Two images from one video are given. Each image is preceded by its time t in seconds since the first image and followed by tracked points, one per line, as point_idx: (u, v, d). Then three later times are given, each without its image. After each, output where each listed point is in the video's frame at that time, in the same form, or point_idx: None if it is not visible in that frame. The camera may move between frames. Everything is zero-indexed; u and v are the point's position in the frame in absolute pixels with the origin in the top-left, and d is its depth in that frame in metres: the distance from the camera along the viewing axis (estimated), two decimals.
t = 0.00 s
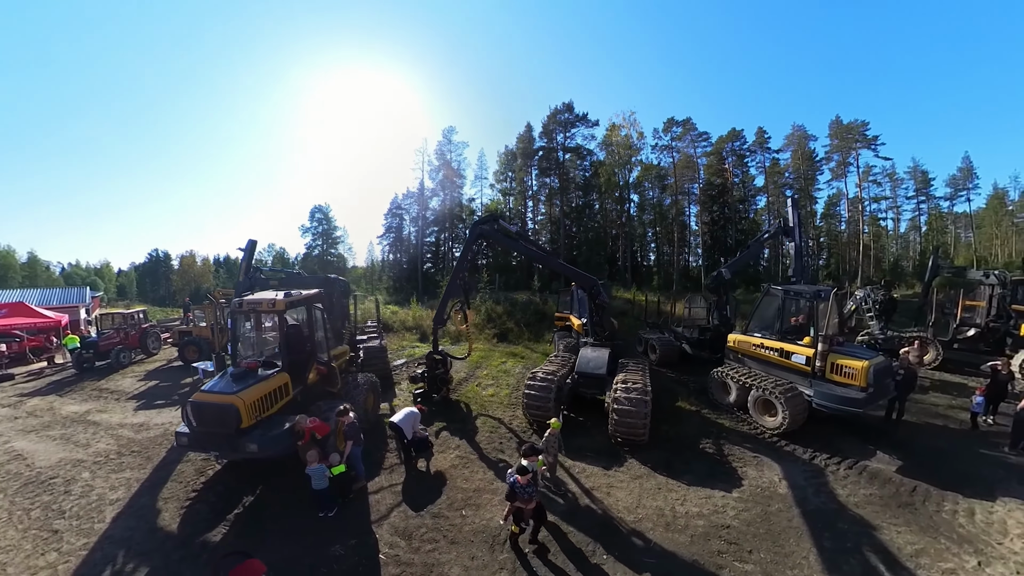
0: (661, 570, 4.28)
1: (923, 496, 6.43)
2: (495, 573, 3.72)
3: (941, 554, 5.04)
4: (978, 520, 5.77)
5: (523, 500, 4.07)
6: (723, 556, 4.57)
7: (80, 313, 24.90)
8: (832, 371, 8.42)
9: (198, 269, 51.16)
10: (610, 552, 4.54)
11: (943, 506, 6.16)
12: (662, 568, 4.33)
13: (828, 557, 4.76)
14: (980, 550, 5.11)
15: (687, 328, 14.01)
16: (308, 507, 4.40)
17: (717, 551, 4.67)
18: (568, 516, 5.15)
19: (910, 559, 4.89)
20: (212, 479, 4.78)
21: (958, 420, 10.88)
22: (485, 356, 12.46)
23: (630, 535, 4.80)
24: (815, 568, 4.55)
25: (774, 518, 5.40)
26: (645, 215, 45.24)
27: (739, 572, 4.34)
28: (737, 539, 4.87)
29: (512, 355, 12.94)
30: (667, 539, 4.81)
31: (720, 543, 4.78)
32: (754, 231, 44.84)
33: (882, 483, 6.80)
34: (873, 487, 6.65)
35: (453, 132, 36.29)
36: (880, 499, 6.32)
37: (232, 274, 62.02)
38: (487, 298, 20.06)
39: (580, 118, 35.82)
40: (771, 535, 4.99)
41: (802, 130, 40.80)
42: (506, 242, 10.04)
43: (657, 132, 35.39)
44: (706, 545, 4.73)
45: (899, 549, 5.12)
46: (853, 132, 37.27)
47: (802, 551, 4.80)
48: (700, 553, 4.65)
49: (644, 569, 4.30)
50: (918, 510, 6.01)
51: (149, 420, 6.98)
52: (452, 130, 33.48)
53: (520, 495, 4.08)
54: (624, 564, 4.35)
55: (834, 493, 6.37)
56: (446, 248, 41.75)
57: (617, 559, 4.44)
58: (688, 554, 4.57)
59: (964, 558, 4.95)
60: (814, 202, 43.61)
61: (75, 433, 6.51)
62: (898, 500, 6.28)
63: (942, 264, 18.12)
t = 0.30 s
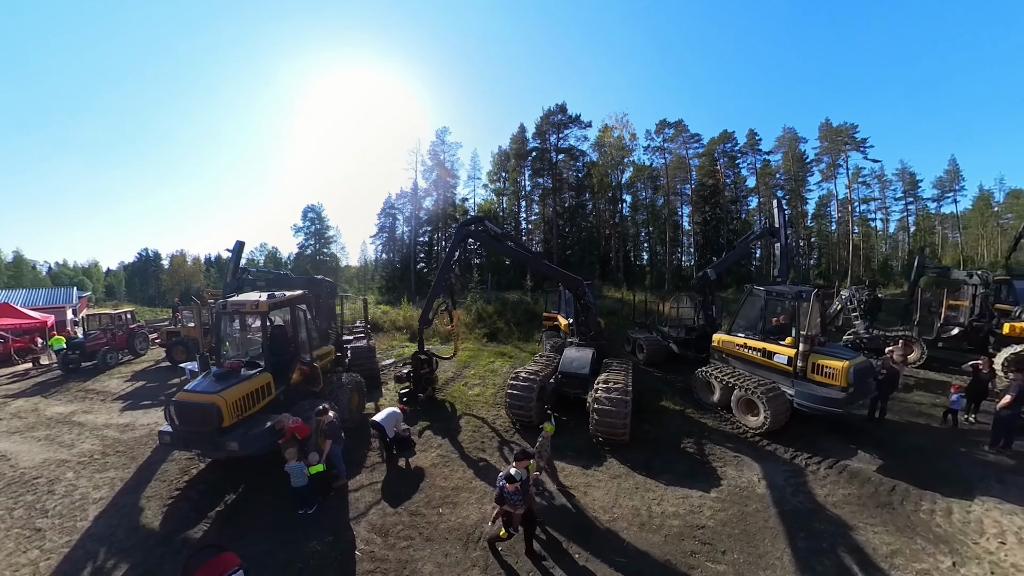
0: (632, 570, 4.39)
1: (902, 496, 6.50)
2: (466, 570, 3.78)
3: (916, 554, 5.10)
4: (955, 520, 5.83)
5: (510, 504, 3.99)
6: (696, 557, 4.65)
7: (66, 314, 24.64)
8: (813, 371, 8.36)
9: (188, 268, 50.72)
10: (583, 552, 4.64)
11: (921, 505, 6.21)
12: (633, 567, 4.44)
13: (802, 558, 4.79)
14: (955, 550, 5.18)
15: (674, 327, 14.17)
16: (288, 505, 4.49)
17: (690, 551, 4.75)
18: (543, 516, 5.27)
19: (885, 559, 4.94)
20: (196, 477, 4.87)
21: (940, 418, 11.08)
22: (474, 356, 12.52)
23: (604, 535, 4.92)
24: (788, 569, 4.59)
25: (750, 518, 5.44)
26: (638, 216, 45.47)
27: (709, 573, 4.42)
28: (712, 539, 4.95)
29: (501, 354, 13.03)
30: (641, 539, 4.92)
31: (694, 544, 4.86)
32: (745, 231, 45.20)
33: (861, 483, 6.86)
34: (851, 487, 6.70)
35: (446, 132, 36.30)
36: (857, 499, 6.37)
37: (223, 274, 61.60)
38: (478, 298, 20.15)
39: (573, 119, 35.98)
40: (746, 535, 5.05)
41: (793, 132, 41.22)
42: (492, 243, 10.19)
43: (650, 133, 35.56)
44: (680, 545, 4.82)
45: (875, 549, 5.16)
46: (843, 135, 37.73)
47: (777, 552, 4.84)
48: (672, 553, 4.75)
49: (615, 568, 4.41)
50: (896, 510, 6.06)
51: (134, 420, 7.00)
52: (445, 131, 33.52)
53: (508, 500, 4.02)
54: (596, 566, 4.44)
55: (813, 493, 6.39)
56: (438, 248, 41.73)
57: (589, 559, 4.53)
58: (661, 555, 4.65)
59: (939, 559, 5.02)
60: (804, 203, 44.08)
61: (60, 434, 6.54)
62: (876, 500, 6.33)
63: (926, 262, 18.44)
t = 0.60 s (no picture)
0: (602, 568, 4.50)
1: (880, 496, 6.60)
2: (437, 566, 3.85)
3: (890, 554, 5.18)
4: (930, 520, 5.95)
5: (498, 502, 3.97)
6: (667, 557, 4.75)
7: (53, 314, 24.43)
8: (793, 370, 8.51)
9: (178, 269, 50.33)
10: (556, 551, 4.74)
11: (897, 505, 6.32)
12: (603, 565, 4.55)
13: (775, 558, 4.86)
14: (929, 550, 5.29)
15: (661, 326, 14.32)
16: (268, 503, 4.58)
17: (662, 551, 4.86)
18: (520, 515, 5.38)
19: (858, 559, 5.02)
20: (179, 476, 4.95)
21: (921, 417, 11.28)
22: (463, 356, 12.62)
23: (578, 534, 5.03)
24: (761, 569, 4.66)
25: (725, 518, 5.53)
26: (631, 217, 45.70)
27: (679, 572, 4.52)
28: (685, 538, 5.05)
29: (490, 355, 13.16)
30: (614, 537, 5.03)
31: (668, 543, 4.96)
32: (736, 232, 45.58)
33: (840, 482, 6.96)
34: (830, 486, 6.80)
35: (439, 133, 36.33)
36: (835, 498, 6.46)
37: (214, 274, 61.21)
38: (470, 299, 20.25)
39: (566, 120, 36.15)
40: (720, 535, 5.14)
41: (783, 134, 41.66)
42: (477, 244, 10.27)
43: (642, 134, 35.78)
44: (652, 544, 4.93)
45: (849, 550, 5.23)
46: (833, 137, 38.17)
47: (749, 552, 4.92)
48: (644, 551, 4.86)
49: (586, 567, 4.51)
50: (872, 510, 6.17)
51: (120, 421, 7.05)
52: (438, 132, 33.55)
53: (495, 498, 4.01)
54: (568, 565, 4.54)
55: (790, 492, 6.48)
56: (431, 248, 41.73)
57: (562, 557, 4.64)
58: (634, 554, 4.75)
59: (913, 559, 5.11)
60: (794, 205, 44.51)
61: (45, 435, 6.58)
62: (853, 499, 6.43)
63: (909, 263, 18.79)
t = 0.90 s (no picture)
0: (572, 567, 4.62)
1: (857, 495, 6.67)
2: (410, 561, 3.94)
3: (864, 554, 5.23)
4: (906, 518, 6.03)
5: (484, 509, 3.99)
6: (638, 556, 4.87)
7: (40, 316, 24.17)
8: (774, 369, 8.66)
9: (169, 269, 49.90)
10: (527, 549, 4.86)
11: (874, 504, 6.41)
12: (573, 563, 4.68)
13: (747, 558, 4.93)
14: (903, 550, 5.34)
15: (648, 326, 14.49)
16: (249, 501, 4.69)
17: (634, 549, 4.98)
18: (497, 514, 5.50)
19: (831, 560, 5.06)
20: (164, 474, 5.06)
21: (902, 416, 11.46)
22: (452, 356, 12.73)
23: (551, 532, 5.17)
24: (731, 569, 4.75)
25: (700, 518, 5.64)
26: (624, 217, 45.92)
27: (648, 571, 4.63)
28: (657, 538, 5.17)
29: (479, 355, 13.28)
30: (586, 535, 5.17)
31: (640, 542, 5.08)
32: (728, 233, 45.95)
33: (819, 482, 7.06)
34: (808, 486, 6.89)
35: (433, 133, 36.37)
36: (813, 498, 6.54)
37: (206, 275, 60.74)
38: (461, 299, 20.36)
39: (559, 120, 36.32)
40: (693, 535, 5.25)
41: (774, 136, 42.10)
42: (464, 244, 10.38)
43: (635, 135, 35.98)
44: (624, 543, 5.05)
45: (823, 550, 5.29)
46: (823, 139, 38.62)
47: (721, 552, 5.01)
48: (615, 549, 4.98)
49: (556, 565, 4.64)
50: (849, 509, 6.25)
51: (107, 421, 7.10)
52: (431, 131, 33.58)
53: (480, 504, 4.02)
54: (539, 563, 4.66)
55: (768, 492, 6.57)
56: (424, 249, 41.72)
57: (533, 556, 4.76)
58: (605, 553, 4.87)
59: (886, 559, 5.16)
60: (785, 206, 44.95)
61: (30, 435, 6.62)
62: (831, 499, 6.50)
63: (894, 263, 19.11)
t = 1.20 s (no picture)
0: (542, 563, 4.78)
1: (834, 495, 6.83)
2: (385, 556, 4.07)
3: (836, 554, 5.34)
4: (881, 518, 6.20)
5: (471, 514, 3.99)
6: (609, 554, 5.01)
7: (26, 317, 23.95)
8: (753, 369, 8.84)
9: (159, 270, 49.53)
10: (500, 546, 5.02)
11: (849, 503, 6.58)
12: (543, 560, 4.85)
13: (718, 558, 5.05)
14: (876, 550, 5.47)
15: (635, 326, 14.69)
16: (231, 498, 4.81)
17: (605, 548, 5.12)
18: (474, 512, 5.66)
19: (802, 559, 5.16)
20: (148, 472, 5.17)
21: (883, 416, 11.67)
22: (441, 356, 12.86)
23: (524, 530, 5.34)
24: (701, 568, 4.87)
25: (674, 517, 5.79)
26: (616, 218, 46.21)
27: (617, 569, 4.77)
28: (629, 536, 5.32)
29: (468, 355, 13.45)
30: (558, 533, 5.34)
31: (612, 541, 5.22)
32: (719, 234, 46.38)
33: (796, 481, 7.23)
34: (784, 485, 7.05)
35: (425, 133, 36.43)
36: (789, 498, 6.68)
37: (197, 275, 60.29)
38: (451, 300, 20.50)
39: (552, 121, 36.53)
40: (667, 535, 5.38)
41: (765, 138, 42.58)
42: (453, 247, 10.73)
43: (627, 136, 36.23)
44: (595, 541, 5.21)
45: (796, 549, 5.41)
46: (812, 141, 39.12)
47: (692, 550, 5.15)
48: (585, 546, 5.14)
49: (526, 562, 4.81)
50: (824, 509, 6.41)
51: (93, 422, 7.17)
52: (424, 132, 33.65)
53: (468, 510, 4.02)
54: (511, 560, 4.82)
55: (744, 491, 6.72)
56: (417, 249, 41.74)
57: (505, 553, 4.92)
58: (574, 550, 5.02)
59: (858, 559, 5.28)
60: (776, 207, 45.43)
61: (17, 436, 6.67)
62: (808, 499, 6.67)
63: (879, 264, 19.45)
